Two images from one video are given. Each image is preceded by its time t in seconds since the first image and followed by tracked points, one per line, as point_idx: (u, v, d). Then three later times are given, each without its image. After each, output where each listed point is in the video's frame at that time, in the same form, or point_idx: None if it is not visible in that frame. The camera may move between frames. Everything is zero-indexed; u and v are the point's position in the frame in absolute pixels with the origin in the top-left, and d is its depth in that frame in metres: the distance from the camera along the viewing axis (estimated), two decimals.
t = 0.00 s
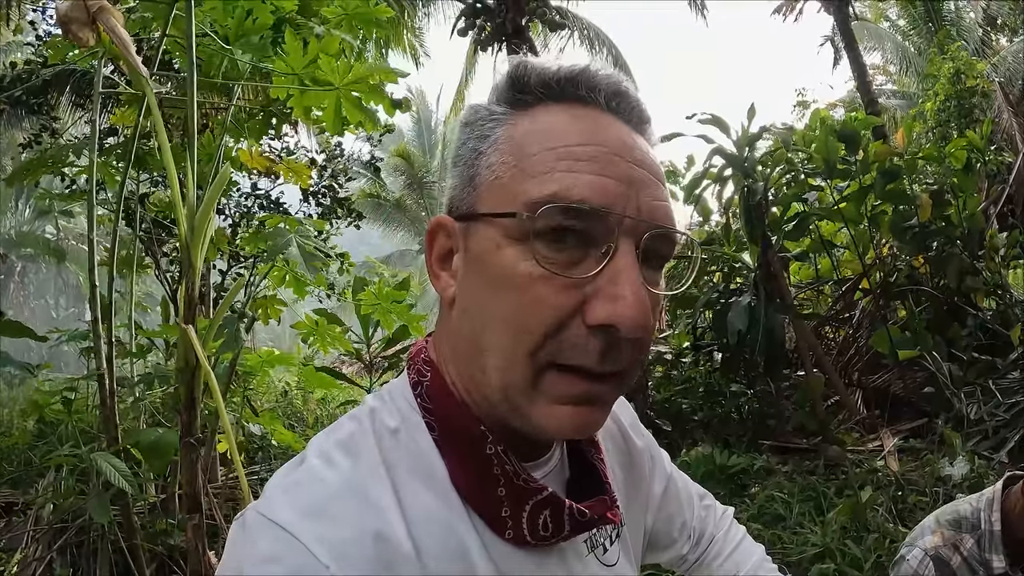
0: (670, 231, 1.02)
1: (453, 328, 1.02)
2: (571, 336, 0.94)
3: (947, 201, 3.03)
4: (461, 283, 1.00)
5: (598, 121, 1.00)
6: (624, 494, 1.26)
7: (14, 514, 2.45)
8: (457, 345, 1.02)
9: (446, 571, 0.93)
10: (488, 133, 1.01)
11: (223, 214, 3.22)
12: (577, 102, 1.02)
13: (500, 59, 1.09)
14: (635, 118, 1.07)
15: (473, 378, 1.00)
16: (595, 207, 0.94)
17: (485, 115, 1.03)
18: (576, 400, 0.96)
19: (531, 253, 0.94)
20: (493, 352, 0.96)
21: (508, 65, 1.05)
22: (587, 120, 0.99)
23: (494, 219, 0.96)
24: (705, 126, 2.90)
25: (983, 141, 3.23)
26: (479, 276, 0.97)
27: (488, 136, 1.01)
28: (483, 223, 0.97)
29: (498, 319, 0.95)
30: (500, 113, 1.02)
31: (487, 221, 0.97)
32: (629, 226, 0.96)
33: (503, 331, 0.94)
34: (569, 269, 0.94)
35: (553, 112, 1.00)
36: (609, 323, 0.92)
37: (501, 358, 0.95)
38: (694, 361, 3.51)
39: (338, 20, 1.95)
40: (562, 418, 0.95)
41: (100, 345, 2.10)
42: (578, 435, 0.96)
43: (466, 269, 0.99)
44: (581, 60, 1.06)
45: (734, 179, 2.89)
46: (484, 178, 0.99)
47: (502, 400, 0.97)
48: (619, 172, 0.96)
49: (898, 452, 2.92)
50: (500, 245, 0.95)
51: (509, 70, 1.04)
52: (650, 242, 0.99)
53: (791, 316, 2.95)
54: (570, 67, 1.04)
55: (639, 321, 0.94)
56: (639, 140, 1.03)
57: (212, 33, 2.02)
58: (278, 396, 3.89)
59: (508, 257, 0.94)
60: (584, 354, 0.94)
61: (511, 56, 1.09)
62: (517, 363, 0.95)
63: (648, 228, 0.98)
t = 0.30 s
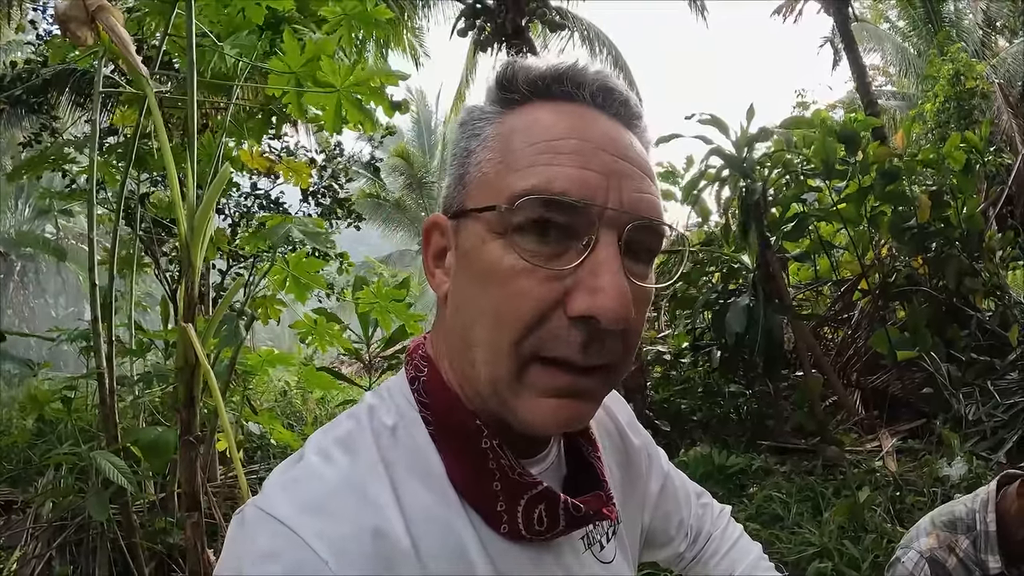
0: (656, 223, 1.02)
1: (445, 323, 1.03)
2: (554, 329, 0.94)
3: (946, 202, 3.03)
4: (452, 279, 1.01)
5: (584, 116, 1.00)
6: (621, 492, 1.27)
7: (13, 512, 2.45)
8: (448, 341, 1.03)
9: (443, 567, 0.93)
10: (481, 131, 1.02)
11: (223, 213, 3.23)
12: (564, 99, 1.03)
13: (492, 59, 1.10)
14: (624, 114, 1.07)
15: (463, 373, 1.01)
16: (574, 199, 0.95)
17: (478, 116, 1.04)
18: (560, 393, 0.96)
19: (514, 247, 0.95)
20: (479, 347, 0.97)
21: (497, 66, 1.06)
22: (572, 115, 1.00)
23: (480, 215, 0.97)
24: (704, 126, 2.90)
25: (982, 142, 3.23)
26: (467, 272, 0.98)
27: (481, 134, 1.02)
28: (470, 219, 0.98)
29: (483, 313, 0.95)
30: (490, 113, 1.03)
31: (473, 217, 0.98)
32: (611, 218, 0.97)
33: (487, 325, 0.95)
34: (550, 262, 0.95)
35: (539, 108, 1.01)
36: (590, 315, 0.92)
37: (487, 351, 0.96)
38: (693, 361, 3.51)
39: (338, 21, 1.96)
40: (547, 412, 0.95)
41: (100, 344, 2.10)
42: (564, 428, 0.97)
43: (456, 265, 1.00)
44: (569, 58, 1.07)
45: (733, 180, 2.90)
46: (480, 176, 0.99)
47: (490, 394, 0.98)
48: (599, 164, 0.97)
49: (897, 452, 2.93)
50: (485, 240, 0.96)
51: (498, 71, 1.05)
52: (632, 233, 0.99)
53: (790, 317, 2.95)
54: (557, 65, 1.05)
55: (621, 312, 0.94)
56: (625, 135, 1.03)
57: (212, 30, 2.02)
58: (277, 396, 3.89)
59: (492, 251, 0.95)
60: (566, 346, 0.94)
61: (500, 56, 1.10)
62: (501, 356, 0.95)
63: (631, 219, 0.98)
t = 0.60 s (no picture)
0: (668, 231, 1.02)
1: (452, 327, 1.03)
2: (569, 337, 0.94)
3: (946, 203, 3.03)
4: (459, 283, 1.00)
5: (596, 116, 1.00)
6: (623, 491, 1.27)
7: (13, 512, 2.45)
8: (456, 345, 1.02)
9: (444, 567, 0.93)
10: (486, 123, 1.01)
11: (224, 213, 3.23)
12: (573, 100, 1.03)
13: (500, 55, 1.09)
14: (633, 116, 1.07)
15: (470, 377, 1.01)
16: (591, 208, 0.95)
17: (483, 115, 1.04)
18: (572, 400, 0.97)
19: (528, 255, 0.95)
20: (491, 353, 0.97)
21: (506, 62, 1.06)
22: (584, 117, 1.00)
23: (489, 220, 0.97)
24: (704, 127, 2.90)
25: (982, 143, 3.23)
26: (477, 277, 0.97)
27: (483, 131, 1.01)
28: (479, 224, 0.98)
29: (496, 320, 0.95)
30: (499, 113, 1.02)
31: (484, 222, 0.97)
32: (627, 227, 0.97)
33: (500, 331, 0.95)
34: (565, 271, 0.95)
35: (547, 109, 1.01)
36: (607, 324, 0.93)
37: (499, 358, 0.96)
38: (693, 362, 3.51)
39: (338, 21, 1.96)
40: (559, 419, 0.96)
41: (100, 343, 2.10)
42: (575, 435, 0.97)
43: (464, 269, 1.00)
44: (578, 58, 1.07)
45: (734, 181, 2.90)
46: (482, 176, 0.99)
47: (500, 400, 0.98)
48: (614, 171, 0.97)
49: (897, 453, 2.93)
50: (499, 244, 0.96)
51: (506, 68, 1.04)
52: (646, 242, 1.00)
53: (790, 317, 2.95)
54: (566, 64, 1.05)
55: (637, 322, 0.94)
56: (636, 138, 1.03)
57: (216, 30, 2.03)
58: (277, 395, 3.89)
59: (504, 258, 0.95)
60: (581, 354, 0.94)
61: (508, 53, 1.09)
62: (514, 363, 0.95)
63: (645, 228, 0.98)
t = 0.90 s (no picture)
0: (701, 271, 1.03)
1: (487, 356, 0.96)
2: (630, 383, 0.92)
3: (946, 204, 3.03)
4: (507, 315, 0.92)
5: (655, 147, 0.95)
6: (622, 492, 1.27)
7: (13, 511, 2.45)
8: (493, 377, 0.96)
9: (443, 568, 0.93)
10: (490, 119, 0.99)
11: (223, 212, 3.24)
12: (645, 126, 0.96)
13: (566, 53, 1.01)
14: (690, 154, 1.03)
15: (507, 407, 0.97)
16: (676, 272, 0.90)
17: (509, 108, 0.98)
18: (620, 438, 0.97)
19: (601, 305, 0.88)
20: (547, 395, 0.92)
21: (575, 67, 0.98)
22: (650, 149, 0.94)
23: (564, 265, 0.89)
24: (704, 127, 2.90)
25: (982, 143, 3.23)
26: (536, 316, 0.90)
27: (485, 129, 0.99)
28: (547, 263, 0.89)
29: (558, 366, 0.90)
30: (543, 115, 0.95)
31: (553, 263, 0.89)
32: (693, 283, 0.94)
33: (562, 378, 0.90)
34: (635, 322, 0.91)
35: (615, 135, 0.94)
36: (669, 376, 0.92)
37: (556, 401, 0.92)
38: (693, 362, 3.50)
39: (337, 20, 1.96)
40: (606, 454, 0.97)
41: (100, 342, 2.10)
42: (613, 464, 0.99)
43: (515, 302, 0.91)
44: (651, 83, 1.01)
45: (734, 181, 2.89)
46: (484, 176, 0.98)
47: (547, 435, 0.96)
48: (694, 230, 0.92)
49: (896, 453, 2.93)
50: (566, 288, 0.89)
51: (575, 75, 0.97)
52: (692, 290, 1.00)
53: (790, 317, 2.95)
54: (640, 87, 0.99)
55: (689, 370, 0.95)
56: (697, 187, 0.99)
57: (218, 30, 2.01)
58: (277, 395, 3.89)
59: (574, 305, 0.88)
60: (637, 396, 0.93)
61: (577, 54, 1.01)
62: (572, 406, 0.92)
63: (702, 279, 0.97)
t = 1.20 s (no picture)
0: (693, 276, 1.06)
1: (508, 364, 0.95)
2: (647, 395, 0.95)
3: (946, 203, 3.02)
4: (534, 325, 0.92)
5: (677, 155, 0.95)
6: (620, 492, 1.27)
7: (11, 510, 2.44)
8: (514, 386, 0.96)
9: (441, 569, 0.93)
10: (492, 116, 0.99)
11: (221, 210, 3.25)
12: (678, 143, 0.96)
13: (606, 63, 1.00)
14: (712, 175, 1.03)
15: (525, 415, 0.97)
16: (698, 288, 0.93)
17: (511, 105, 0.97)
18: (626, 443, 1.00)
19: (631, 319, 0.90)
20: (570, 406, 0.93)
21: (615, 78, 0.97)
22: (674, 159, 0.94)
23: (596, 277, 0.90)
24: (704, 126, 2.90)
25: (982, 143, 3.23)
26: (567, 328, 0.90)
27: (486, 126, 0.99)
28: (581, 275, 0.90)
29: (585, 378, 0.91)
30: (568, 113, 0.94)
31: (587, 275, 0.90)
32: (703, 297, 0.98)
33: (587, 390, 0.91)
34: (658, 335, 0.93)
35: (647, 147, 0.94)
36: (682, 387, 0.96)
37: (579, 412, 0.93)
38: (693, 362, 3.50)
39: (338, 20, 1.96)
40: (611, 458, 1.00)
41: (98, 340, 2.09)
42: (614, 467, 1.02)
43: (544, 313, 0.91)
44: (685, 104, 1.01)
45: (734, 180, 2.89)
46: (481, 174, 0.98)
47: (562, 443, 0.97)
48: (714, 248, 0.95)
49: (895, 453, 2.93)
50: (601, 301, 0.89)
51: (615, 84, 0.96)
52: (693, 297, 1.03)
53: (790, 317, 2.95)
54: (676, 105, 0.98)
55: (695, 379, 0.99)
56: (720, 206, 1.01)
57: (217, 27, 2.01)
58: (276, 394, 3.89)
59: (606, 318, 0.89)
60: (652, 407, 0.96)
61: (617, 65, 1.00)
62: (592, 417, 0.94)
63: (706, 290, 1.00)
